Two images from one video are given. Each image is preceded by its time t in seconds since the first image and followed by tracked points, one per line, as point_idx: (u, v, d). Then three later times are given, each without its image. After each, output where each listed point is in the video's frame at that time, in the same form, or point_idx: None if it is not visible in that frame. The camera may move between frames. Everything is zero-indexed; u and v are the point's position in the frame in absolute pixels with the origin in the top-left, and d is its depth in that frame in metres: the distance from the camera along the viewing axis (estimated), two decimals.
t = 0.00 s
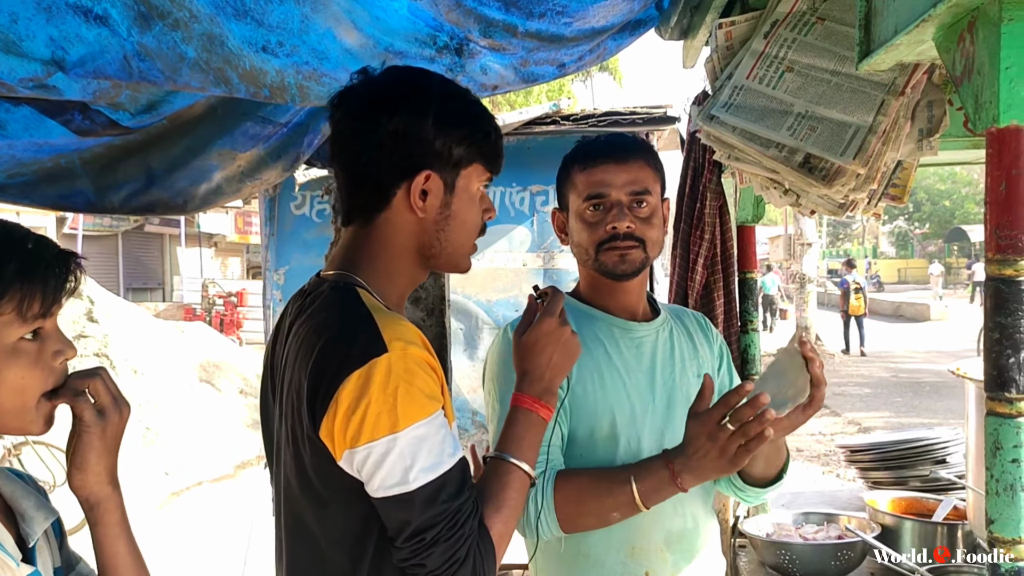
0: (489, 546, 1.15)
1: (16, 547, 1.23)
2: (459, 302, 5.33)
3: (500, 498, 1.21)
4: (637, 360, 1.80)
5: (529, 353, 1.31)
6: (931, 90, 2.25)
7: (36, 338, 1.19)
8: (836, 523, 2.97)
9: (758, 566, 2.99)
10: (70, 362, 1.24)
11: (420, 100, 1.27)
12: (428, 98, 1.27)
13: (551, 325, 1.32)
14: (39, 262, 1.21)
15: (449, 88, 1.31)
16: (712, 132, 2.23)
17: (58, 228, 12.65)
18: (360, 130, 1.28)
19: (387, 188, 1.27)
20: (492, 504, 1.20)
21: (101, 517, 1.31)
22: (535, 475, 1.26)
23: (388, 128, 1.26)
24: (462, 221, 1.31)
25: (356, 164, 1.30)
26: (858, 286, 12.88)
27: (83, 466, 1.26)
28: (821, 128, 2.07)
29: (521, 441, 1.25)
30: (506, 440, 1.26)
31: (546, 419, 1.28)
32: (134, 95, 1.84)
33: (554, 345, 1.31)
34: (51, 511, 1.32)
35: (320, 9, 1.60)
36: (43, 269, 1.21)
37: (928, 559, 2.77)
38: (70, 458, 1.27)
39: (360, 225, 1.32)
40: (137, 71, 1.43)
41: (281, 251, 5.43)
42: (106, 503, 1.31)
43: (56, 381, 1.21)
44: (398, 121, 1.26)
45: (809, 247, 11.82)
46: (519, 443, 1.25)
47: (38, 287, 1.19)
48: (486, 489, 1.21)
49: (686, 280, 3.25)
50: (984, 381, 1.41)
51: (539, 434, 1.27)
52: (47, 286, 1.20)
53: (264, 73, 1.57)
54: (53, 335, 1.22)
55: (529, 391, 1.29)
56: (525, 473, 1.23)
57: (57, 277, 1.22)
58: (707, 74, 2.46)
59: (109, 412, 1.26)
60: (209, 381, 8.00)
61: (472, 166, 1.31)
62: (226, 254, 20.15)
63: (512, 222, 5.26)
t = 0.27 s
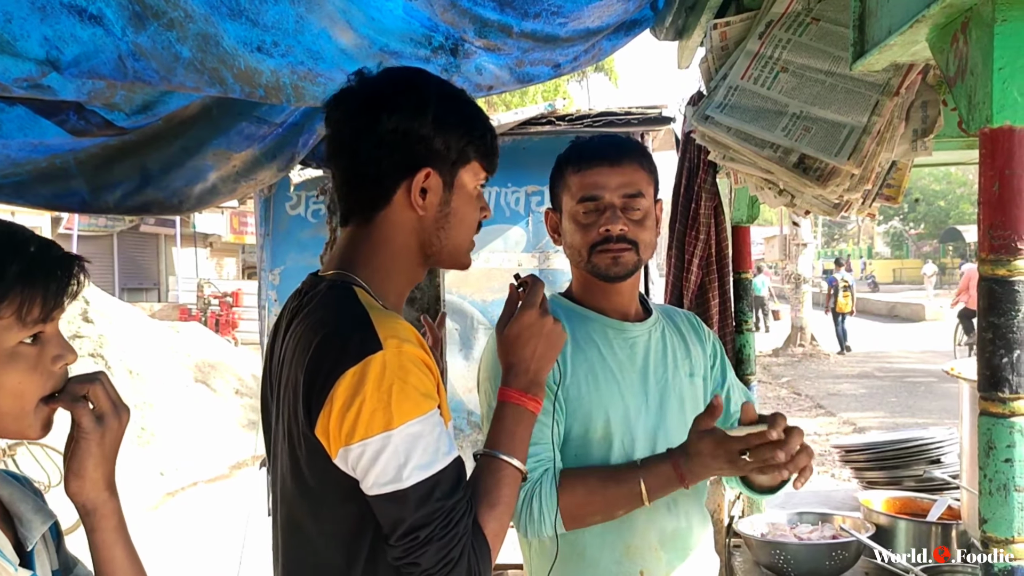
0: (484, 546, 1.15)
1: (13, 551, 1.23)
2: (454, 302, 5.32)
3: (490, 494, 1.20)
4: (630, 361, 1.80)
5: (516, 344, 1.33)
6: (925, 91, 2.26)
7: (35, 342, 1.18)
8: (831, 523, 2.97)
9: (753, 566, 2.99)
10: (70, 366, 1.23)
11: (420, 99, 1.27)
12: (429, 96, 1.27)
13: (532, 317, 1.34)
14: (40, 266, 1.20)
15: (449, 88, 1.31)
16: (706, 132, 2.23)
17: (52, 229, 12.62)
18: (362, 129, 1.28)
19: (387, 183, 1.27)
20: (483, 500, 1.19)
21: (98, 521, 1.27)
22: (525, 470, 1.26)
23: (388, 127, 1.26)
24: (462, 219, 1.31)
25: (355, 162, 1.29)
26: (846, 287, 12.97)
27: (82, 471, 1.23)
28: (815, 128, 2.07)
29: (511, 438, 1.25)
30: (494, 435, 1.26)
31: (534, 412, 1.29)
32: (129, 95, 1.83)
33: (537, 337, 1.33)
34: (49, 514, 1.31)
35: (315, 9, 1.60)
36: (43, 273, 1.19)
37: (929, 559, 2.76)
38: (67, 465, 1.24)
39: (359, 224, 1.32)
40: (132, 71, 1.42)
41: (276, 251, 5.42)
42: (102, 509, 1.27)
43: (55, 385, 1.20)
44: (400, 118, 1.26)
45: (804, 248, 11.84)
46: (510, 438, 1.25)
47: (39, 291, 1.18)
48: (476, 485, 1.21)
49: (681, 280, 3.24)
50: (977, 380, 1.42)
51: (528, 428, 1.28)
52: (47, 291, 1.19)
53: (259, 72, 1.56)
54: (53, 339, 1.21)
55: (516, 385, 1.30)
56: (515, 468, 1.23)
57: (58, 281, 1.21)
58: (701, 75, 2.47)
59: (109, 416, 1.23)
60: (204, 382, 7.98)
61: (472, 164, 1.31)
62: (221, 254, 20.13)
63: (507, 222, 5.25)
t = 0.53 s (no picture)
0: (467, 552, 1.14)
1: (5, 553, 1.22)
2: (449, 303, 5.30)
3: (481, 504, 1.20)
4: (626, 363, 1.80)
5: (512, 354, 1.31)
6: (920, 91, 2.26)
7: (28, 349, 1.18)
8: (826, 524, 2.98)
9: (748, 567, 2.99)
10: (61, 376, 1.23)
11: (431, 106, 1.27)
12: (440, 103, 1.27)
13: (533, 330, 1.33)
14: (35, 271, 1.20)
15: (460, 98, 1.31)
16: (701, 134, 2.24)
17: (48, 229, 12.60)
18: (372, 132, 1.28)
19: (393, 188, 1.26)
20: (473, 509, 1.19)
21: (79, 538, 1.23)
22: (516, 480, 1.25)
23: (397, 131, 1.26)
24: (464, 228, 1.30)
25: (362, 163, 1.29)
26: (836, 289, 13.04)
27: (64, 489, 1.18)
28: (810, 129, 2.07)
29: (503, 450, 1.25)
30: (486, 446, 1.25)
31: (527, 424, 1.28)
32: (122, 96, 1.82)
33: (535, 349, 1.33)
34: (42, 517, 1.30)
35: (309, 9, 1.59)
36: (38, 278, 1.19)
37: (929, 559, 2.76)
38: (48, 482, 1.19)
39: (361, 225, 1.32)
40: (125, 71, 1.42)
41: (271, 252, 5.41)
42: (82, 526, 1.22)
43: (42, 396, 1.19)
44: (411, 123, 1.26)
45: (800, 249, 11.85)
46: (500, 448, 1.25)
47: (35, 297, 1.18)
48: (466, 494, 1.20)
49: (676, 282, 3.25)
50: (971, 382, 1.42)
51: (519, 439, 1.27)
52: (42, 296, 1.19)
53: (253, 73, 1.56)
54: (46, 347, 1.21)
55: (511, 395, 1.29)
56: (506, 480, 1.23)
57: (55, 286, 1.21)
58: (697, 76, 2.46)
59: (94, 436, 1.19)
60: (200, 382, 7.96)
61: (478, 175, 1.30)
62: (217, 255, 20.09)
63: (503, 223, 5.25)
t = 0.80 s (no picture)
0: (457, 556, 1.13)
1: None
2: (444, 304, 5.30)
3: (471, 507, 1.19)
4: (623, 363, 1.80)
5: (501, 359, 1.31)
6: (914, 94, 2.27)
7: (21, 361, 1.20)
8: (821, 525, 2.98)
9: (744, 569, 3.00)
10: (53, 390, 1.24)
11: (393, 100, 1.31)
12: (403, 98, 1.31)
13: (521, 332, 1.31)
14: (32, 284, 1.22)
15: (427, 87, 1.33)
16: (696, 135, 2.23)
17: (43, 231, 12.56)
18: (346, 137, 1.34)
19: (365, 183, 1.30)
20: (464, 513, 1.19)
21: (64, 545, 1.20)
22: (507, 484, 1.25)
23: (365, 131, 1.31)
24: (439, 223, 1.29)
25: (343, 169, 1.34)
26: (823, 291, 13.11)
27: (53, 497, 1.18)
28: (804, 131, 2.07)
29: (496, 456, 1.25)
30: (477, 449, 1.25)
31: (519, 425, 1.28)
32: (117, 97, 1.81)
33: (526, 351, 1.31)
34: (34, 519, 1.31)
35: (305, 10, 1.59)
36: (34, 290, 1.22)
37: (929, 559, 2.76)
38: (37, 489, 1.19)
39: (350, 225, 1.34)
40: (120, 74, 1.41)
41: (266, 253, 5.40)
42: (67, 534, 1.20)
43: (32, 407, 1.20)
44: (372, 121, 1.30)
45: (795, 250, 11.87)
46: (492, 452, 1.25)
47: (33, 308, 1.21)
48: (458, 498, 1.20)
49: (671, 284, 3.24)
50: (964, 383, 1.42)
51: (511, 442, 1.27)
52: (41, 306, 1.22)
53: (248, 75, 1.55)
54: (41, 360, 1.23)
55: (501, 398, 1.29)
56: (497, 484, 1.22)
57: (51, 298, 1.24)
58: (691, 78, 2.47)
59: (87, 448, 1.19)
60: (195, 384, 7.95)
61: (450, 165, 1.28)
62: (212, 257, 20.05)
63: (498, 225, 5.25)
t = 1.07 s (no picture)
0: (440, 560, 1.12)
1: None
2: (439, 306, 5.29)
3: (458, 511, 1.19)
4: (613, 366, 1.80)
5: (489, 368, 1.31)
6: (908, 97, 2.28)
7: (11, 366, 1.19)
8: (816, 527, 2.98)
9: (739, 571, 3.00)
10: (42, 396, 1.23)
11: (396, 106, 1.29)
12: (407, 104, 1.29)
13: (506, 341, 1.30)
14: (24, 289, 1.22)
15: (430, 95, 1.32)
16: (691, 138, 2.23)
17: (37, 233, 12.53)
18: (345, 140, 1.32)
19: (361, 188, 1.29)
20: (451, 516, 1.18)
21: (55, 547, 1.21)
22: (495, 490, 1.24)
23: (366, 135, 1.29)
24: (434, 231, 1.28)
25: (340, 172, 1.33)
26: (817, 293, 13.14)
27: (41, 500, 1.18)
28: (799, 134, 2.08)
29: (486, 459, 1.24)
30: (468, 453, 1.24)
31: (509, 432, 1.27)
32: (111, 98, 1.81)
33: (513, 359, 1.30)
34: (23, 522, 1.31)
35: (300, 13, 1.59)
36: (27, 296, 1.21)
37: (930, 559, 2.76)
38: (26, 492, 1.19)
39: (343, 228, 1.34)
40: (115, 75, 1.41)
41: (261, 255, 5.39)
42: (58, 536, 1.21)
43: (21, 411, 1.20)
44: (372, 126, 1.29)
45: (790, 253, 11.90)
46: (479, 456, 1.24)
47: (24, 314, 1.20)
48: (446, 502, 1.19)
49: (666, 288, 3.23)
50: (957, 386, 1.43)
51: (500, 446, 1.26)
52: (33, 311, 1.21)
53: (244, 77, 1.55)
54: (31, 365, 1.22)
55: (492, 404, 1.28)
56: (484, 489, 1.21)
57: (43, 304, 1.23)
58: (687, 81, 2.48)
59: (74, 452, 1.19)
60: (190, 387, 7.92)
61: (449, 176, 1.28)
62: (207, 259, 20.01)
63: (493, 227, 5.25)
